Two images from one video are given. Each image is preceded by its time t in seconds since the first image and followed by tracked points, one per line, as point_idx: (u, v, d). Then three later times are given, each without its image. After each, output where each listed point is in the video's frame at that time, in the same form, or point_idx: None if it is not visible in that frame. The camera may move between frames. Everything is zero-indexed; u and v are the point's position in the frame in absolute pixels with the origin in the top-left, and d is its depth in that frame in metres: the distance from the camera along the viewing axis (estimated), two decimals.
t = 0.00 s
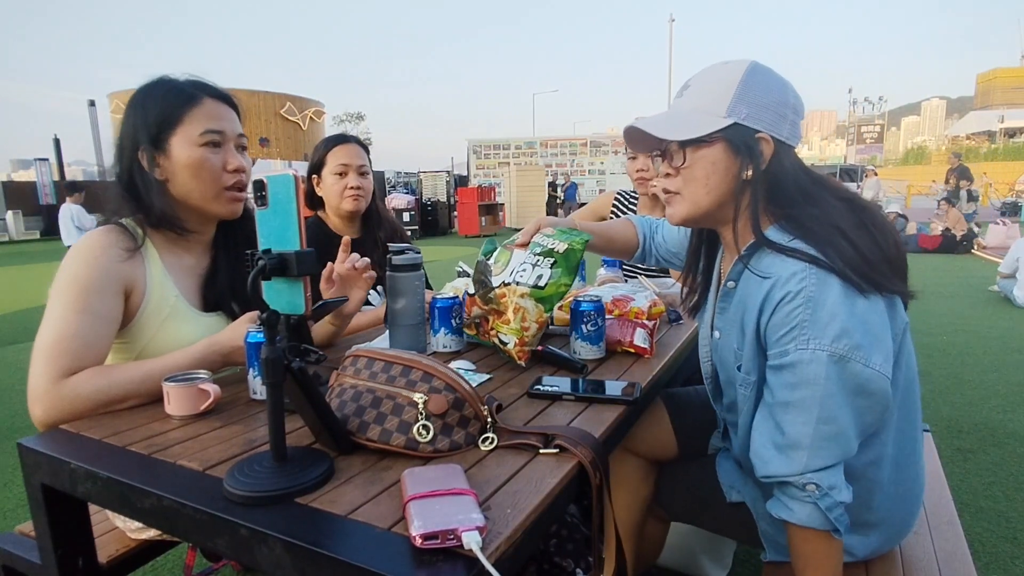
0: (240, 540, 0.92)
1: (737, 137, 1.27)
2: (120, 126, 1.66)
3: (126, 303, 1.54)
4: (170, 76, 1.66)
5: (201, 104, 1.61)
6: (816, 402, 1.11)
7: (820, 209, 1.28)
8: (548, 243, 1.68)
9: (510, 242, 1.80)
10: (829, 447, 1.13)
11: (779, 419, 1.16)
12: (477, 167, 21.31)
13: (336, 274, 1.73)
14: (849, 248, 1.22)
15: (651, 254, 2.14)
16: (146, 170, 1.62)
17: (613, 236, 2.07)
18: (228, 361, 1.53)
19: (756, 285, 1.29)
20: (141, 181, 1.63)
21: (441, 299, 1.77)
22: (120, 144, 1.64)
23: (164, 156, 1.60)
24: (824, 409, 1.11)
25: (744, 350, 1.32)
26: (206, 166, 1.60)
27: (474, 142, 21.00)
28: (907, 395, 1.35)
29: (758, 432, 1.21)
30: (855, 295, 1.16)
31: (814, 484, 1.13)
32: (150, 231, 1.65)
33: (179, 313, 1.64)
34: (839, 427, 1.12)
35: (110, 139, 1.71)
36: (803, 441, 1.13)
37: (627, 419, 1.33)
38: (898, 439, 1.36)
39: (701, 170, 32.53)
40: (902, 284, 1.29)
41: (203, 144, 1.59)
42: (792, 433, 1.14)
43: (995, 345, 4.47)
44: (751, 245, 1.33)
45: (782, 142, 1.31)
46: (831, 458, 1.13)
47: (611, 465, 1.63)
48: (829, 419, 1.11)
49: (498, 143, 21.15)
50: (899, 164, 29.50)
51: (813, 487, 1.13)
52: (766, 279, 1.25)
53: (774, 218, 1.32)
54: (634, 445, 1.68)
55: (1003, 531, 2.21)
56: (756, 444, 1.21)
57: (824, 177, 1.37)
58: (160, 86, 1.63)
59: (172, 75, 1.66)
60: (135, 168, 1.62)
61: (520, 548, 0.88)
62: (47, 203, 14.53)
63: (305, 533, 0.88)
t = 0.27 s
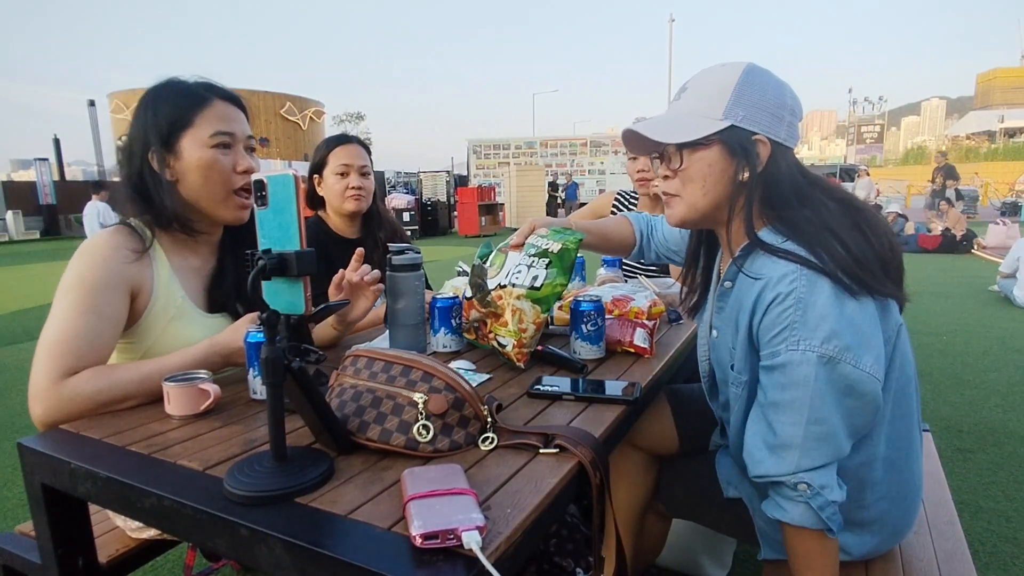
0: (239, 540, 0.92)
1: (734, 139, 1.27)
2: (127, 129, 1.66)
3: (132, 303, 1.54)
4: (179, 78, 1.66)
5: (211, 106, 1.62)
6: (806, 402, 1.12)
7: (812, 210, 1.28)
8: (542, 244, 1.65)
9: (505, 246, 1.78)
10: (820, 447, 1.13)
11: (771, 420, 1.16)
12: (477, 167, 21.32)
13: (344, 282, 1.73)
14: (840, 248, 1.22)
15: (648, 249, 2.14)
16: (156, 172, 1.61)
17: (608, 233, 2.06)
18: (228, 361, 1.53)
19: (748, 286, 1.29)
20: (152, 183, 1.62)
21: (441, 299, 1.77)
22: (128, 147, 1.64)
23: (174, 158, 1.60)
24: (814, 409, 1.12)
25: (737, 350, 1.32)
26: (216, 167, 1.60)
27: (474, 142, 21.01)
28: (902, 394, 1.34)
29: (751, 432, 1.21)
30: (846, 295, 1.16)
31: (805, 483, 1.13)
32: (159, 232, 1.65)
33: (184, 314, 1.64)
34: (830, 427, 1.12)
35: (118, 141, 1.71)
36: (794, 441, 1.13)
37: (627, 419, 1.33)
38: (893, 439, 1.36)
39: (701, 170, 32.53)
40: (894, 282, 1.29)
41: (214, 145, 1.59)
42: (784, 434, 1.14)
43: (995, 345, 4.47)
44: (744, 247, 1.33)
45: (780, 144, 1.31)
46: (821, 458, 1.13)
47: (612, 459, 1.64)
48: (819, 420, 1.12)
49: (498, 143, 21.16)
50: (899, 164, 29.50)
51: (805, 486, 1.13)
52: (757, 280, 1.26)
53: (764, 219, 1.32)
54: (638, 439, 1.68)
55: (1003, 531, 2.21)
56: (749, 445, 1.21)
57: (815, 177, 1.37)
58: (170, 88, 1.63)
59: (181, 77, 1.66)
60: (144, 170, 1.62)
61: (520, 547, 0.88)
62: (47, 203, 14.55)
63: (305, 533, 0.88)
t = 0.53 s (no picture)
0: (239, 540, 0.92)
1: (739, 153, 1.28)
2: (127, 129, 1.66)
3: (132, 303, 1.54)
4: (179, 78, 1.66)
5: (211, 106, 1.62)
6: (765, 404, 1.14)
7: (791, 207, 1.27)
8: (529, 246, 1.60)
9: (498, 251, 1.77)
10: (787, 447, 1.15)
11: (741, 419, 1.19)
12: (477, 167, 21.32)
13: (345, 285, 1.72)
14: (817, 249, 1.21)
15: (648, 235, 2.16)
16: (157, 172, 1.61)
17: (604, 231, 2.04)
18: (228, 361, 1.53)
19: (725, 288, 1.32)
20: (153, 183, 1.62)
21: (441, 299, 1.77)
22: (128, 147, 1.64)
23: (175, 157, 1.60)
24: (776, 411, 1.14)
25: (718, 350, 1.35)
26: (217, 167, 1.61)
27: (474, 143, 21.01)
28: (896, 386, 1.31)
29: (726, 429, 1.25)
30: (813, 300, 1.15)
31: (776, 479, 1.14)
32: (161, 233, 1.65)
33: (185, 314, 1.64)
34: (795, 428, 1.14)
35: (117, 141, 1.71)
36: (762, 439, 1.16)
37: (627, 419, 1.33)
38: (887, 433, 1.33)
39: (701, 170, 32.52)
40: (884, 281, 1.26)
41: (215, 145, 1.59)
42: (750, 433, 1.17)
43: (995, 345, 4.47)
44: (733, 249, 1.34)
45: (789, 149, 1.31)
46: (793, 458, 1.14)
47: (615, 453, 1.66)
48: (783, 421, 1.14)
49: (498, 143, 21.16)
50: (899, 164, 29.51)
51: (775, 484, 1.14)
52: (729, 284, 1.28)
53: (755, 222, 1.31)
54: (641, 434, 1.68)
55: (1003, 531, 2.21)
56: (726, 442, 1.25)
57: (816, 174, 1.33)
58: (169, 87, 1.63)
59: (181, 77, 1.66)
60: (145, 170, 1.62)
61: (520, 547, 0.88)
62: (48, 203, 14.55)
63: (305, 533, 0.88)
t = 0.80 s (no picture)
0: (240, 540, 0.92)
1: (756, 152, 1.29)
2: (123, 130, 1.66)
3: (134, 303, 1.54)
4: (173, 78, 1.67)
5: (206, 105, 1.62)
6: (774, 398, 1.14)
7: (810, 207, 1.27)
8: (537, 244, 1.67)
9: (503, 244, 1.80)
10: (795, 442, 1.14)
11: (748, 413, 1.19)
12: (477, 167, 21.31)
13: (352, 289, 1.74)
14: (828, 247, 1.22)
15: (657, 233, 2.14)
16: (152, 172, 1.61)
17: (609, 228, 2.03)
18: (228, 361, 1.53)
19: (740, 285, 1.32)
20: (148, 183, 1.62)
21: (441, 299, 1.77)
22: (124, 148, 1.64)
23: (172, 157, 1.60)
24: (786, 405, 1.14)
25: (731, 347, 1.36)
26: (214, 165, 1.61)
27: (474, 142, 21.01)
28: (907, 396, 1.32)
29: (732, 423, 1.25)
30: (826, 297, 1.16)
31: (781, 473, 1.13)
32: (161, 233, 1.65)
33: (185, 315, 1.64)
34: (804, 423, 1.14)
35: (114, 143, 1.71)
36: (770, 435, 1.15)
37: (627, 419, 1.33)
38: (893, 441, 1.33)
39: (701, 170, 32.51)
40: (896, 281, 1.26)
41: (212, 143, 1.60)
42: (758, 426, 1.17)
43: (995, 345, 4.46)
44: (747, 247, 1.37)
45: (806, 147, 1.31)
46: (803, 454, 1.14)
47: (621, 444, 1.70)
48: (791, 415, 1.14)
49: (498, 143, 21.16)
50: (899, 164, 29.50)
51: (780, 477, 1.13)
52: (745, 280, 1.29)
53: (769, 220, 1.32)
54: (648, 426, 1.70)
55: (1003, 531, 2.21)
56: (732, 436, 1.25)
57: (832, 173, 1.34)
58: (163, 87, 1.63)
59: (175, 78, 1.67)
60: (140, 170, 1.62)
61: (520, 547, 0.88)
62: (48, 203, 14.55)
63: (305, 533, 0.88)
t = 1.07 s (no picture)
0: (240, 540, 0.92)
1: (782, 136, 1.31)
2: (120, 129, 1.66)
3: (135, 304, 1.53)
4: (172, 78, 1.67)
5: (205, 105, 1.62)
6: (878, 378, 1.11)
7: (852, 192, 1.34)
8: (538, 239, 1.65)
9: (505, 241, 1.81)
10: (904, 421, 1.10)
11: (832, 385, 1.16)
12: (477, 167, 21.31)
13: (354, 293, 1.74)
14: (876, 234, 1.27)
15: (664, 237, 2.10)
16: (149, 171, 1.61)
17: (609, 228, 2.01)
18: (228, 361, 1.53)
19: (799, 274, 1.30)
20: (144, 182, 1.62)
21: (441, 299, 1.77)
22: (122, 146, 1.64)
23: (170, 156, 1.60)
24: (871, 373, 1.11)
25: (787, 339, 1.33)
26: (213, 165, 1.62)
27: (474, 142, 21.01)
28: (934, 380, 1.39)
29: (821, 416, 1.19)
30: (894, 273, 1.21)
31: (903, 467, 1.08)
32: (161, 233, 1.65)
33: (185, 316, 1.65)
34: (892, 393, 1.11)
35: (111, 142, 1.71)
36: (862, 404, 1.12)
37: (627, 419, 1.33)
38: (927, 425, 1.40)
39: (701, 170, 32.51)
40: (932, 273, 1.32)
41: (212, 143, 1.61)
42: (842, 396, 1.15)
43: (995, 345, 4.46)
44: (793, 232, 1.39)
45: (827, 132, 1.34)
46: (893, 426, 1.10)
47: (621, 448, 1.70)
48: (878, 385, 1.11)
49: (498, 143, 21.15)
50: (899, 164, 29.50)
51: (899, 468, 1.08)
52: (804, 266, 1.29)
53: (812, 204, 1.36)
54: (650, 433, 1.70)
55: (1003, 531, 2.21)
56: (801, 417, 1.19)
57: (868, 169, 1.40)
58: (162, 87, 1.63)
59: (174, 78, 1.67)
60: (137, 169, 1.62)
61: (520, 547, 0.88)
62: (48, 203, 14.55)
63: (305, 533, 0.88)
